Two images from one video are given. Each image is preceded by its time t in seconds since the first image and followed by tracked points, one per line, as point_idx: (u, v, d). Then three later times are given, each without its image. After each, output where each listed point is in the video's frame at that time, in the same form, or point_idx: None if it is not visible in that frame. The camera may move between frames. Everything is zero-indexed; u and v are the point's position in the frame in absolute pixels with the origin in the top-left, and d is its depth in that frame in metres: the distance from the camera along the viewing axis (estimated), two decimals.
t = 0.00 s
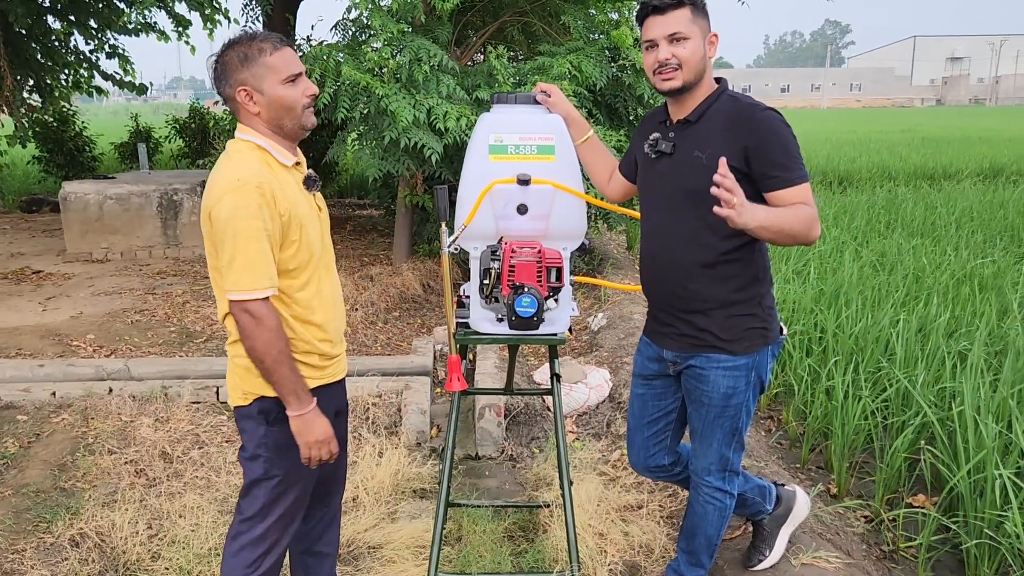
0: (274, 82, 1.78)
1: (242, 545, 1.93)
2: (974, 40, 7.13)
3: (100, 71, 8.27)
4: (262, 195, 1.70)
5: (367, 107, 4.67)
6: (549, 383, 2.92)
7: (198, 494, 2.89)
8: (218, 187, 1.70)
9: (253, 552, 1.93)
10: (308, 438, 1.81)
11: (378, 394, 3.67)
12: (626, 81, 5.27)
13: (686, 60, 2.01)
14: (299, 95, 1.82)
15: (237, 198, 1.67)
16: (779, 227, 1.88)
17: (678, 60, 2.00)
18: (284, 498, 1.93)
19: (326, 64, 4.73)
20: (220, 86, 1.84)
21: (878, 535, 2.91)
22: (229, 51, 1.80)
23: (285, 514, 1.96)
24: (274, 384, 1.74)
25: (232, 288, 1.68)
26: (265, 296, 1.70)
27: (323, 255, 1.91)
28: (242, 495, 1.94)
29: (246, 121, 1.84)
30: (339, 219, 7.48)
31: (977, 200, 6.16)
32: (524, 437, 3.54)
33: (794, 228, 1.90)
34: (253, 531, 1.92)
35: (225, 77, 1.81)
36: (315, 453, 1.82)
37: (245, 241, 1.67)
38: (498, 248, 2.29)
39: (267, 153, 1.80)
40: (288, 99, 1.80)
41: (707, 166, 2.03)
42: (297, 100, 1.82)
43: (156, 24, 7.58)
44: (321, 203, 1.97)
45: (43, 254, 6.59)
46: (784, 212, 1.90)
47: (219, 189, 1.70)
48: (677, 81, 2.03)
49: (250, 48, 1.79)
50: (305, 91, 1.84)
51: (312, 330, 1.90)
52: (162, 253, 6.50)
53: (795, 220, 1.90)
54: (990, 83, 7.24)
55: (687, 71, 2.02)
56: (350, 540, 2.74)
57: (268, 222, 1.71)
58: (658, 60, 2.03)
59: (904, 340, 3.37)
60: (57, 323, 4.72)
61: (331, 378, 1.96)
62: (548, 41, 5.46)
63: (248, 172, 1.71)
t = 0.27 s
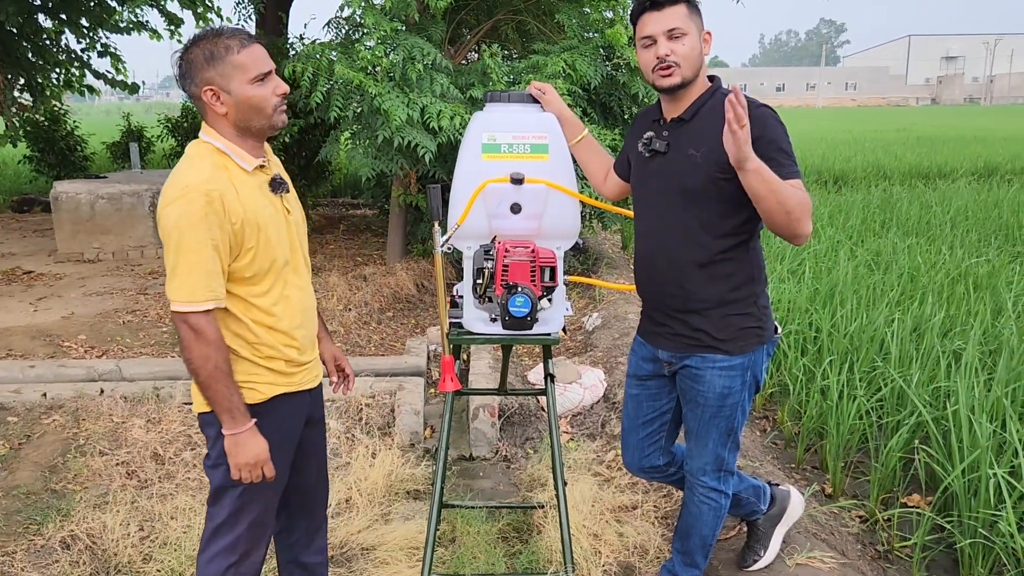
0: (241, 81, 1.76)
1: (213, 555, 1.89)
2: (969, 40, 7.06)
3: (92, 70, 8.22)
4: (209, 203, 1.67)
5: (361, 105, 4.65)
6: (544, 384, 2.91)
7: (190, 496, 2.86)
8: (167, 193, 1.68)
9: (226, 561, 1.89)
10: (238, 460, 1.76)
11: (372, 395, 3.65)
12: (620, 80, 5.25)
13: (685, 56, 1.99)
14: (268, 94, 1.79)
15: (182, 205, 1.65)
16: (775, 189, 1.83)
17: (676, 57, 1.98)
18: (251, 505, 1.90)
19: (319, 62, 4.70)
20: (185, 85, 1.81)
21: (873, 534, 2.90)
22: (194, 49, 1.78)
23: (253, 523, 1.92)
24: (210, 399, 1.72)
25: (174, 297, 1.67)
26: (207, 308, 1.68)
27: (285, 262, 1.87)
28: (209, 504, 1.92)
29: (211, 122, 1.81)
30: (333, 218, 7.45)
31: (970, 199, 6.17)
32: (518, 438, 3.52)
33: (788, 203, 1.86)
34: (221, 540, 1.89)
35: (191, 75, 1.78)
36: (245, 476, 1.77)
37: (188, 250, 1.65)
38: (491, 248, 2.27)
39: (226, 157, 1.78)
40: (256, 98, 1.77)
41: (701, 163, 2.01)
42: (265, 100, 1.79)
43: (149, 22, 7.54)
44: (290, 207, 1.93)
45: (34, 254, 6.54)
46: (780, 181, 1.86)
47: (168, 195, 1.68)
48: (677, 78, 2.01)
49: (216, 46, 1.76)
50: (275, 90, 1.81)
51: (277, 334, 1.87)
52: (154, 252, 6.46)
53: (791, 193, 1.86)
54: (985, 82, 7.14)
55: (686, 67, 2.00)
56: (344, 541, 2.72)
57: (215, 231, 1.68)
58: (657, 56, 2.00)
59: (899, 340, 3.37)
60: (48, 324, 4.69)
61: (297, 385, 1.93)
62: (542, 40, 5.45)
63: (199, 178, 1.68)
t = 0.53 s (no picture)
0: (220, 87, 1.75)
1: (196, 566, 1.89)
2: (966, 40, 7.06)
3: (88, 70, 8.20)
4: (171, 216, 1.66)
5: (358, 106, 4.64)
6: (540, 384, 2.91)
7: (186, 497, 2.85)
8: (130, 204, 1.67)
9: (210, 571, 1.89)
10: (192, 480, 1.75)
11: (369, 396, 3.64)
12: (617, 80, 5.25)
13: (685, 63, 1.99)
14: (248, 101, 1.78)
15: (143, 217, 1.64)
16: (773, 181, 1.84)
17: (677, 65, 1.98)
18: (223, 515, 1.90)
19: (315, 63, 4.70)
20: (161, 90, 1.79)
21: (870, 534, 2.90)
22: (171, 54, 1.77)
23: (228, 532, 1.92)
24: (166, 415, 1.72)
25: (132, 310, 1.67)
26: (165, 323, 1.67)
27: (253, 274, 1.86)
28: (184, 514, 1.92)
29: (188, 129, 1.79)
30: (330, 218, 7.44)
31: (967, 199, 6.18)
32: (516, 438, 3.52)
33: (786, 196, 1.86)
34: (198, 550, 1.89)
35: (169, 80, 1.77)
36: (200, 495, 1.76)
37: (147, 264, 1.64)
38: (488, 248, 2.27)
39: (195, 166, 1.77)
40: (236, 105, 1.76)
41: (700, 165, 2.01)
42: (245, 107, 1.78)
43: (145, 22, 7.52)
44: (262, 215, 1.91)
45: (30, 254, 6.52)
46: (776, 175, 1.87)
47: (131, 206, 1.67)
48: (680, 86, 2.00)
49: (195, 51, 1.75)
50: (256, 97, 1.80)
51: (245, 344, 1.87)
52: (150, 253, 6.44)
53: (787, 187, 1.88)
54: (981, 82, 7.11)
55: (686, 74, 2.00)
56: (341, 542, 2.71)
57: (177, 245, 1.67)
58: (658, 66, 2.00)
59: (896, 340, 3.38)
60: (44, 325, 4.67)
61: (266, 395, 1.93)
62: (539, 40, 5.45)
63: (162, 190, 1.67)
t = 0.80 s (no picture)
0: (221, 97, 1.75)
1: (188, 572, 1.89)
2: (966, 41, 7.04)
3: (90, 70, 8.21)
4: (163, 224, 1.65)
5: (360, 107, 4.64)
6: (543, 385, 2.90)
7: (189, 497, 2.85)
8: (120, 210, 1.65)
9: None
10: (171, 493, 1.75)
11: (372, 397, 3.64)
12: (620, 81, 5.25)
13: (693, 63, 1.99)
14: (248, 111, 1.79)
15: (134, 225, 1.63)
16: (768, 217, 1.85)
17: (685, 65, 1.98)
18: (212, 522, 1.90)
19: (318, 63, 4.70)
20: (158, 95, 1.78)
21: (874, 535, 2.90)
22: (169, 59, 1.75)
23: (217, 537, 1.92)
24: (148, 425, 1.71)
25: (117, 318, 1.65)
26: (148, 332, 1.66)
27: (241, 282, 1.87)
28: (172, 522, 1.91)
29: (184, 135, 1.79)
30: (332, 219, 7.44)
31: (970, 200, 6.16)
32: (518, 439, 3.51)
33: (782, 225, 1.88)
34: (189, 557, 1.88)
35: (167, 86, 1.75)
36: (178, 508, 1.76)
37: (135, 272, 1.63)
38: (491, 248, 2.27)
39: (189, 173, 1.76)
40: (235, 116, 1.76)
41: (704, 167, 2.01)
42: (244, 117, 1.78)
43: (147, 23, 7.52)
44: (252, 223, 1.92)
45: (32, 255, 6.53)
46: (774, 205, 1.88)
47: (121, 211, 1.65)
48: (688, 87, 2.00)
49: (196, 58, 1.74)
50: (255, 107, 1.81)
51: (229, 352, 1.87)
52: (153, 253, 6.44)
53: (784, 216, 1.88)
54: (983, 83, 7.11)
55: (694, 75, 2.00)
56: (344, 543, 2.71)
57: (167, 253, 1.66)
58: (666, 66, 1.99)
59: (899, 340, 3.37)
60: (46, 325, 4.67)
61: (252, 401, 1.93)
62: (541, 40, 5.44)
63: (156, 196, 1.66)
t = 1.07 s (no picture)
0: (230, 105, 1.75)
1: None
2: (969, 42, 7.08)
3: (94, 71, 8.23)
4: (167, 228, 1.65)
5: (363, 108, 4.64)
6: (546, 387, 2.90)
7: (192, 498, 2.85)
8: (124, 212, 1.66)
9: None
10: (171, 497, 1.75)
11: (374, 398, 3.63)
12: (623, 83, 5.25)
13: (700, 62, 1.99)
14: (256, 119, 1.79)
15: (138, 228, 1.63)
16: (775, 226, 1.86)
17: (694, 61, 1.98)
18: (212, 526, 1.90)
19: (321, 65, 4.71)
20: (165, 99, 1.78)
21: (877, 537, 2.89)
22: (178, 65, 1.75)
23: (217, 540, 1.92)
24: (148, 428, 1.71)
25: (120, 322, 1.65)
26: (148, 337, 1.66)
27: (243, 286, 1.87)
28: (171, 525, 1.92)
29: (190, 139, 1.79)
30: (335, 220, 7.44)
31: (973, 201, 6.15)
32: (521, 441, 3.51)
33: (789, 233, 1.89)
34: (188, 560, 1.88)
35: (175, 91, 1.75)
36: (176, 513, 1.76)
37: (138, 275, 1.63)
38: (495, 250, 2.26)
39: (195, 177, 1.77)
40: (243, 124, 1.77)
41: (709, 169, 2.01)
42: (253, 125, 1.79)
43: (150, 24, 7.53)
44: (255, 228, 1.93)
45: (36, 255, 6.54)
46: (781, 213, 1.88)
47: (125, 214, 1.65)
48: (694, 83, 2.00)
49: (206, 65, 1.74)
50: (264, 115, 1.81)
51: (229, 357, 1.87)
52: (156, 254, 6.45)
53: (791, 222, 1.89)
54: (986, 84, 7.14)
55: (702, 73, 2.00)
56: (347, 544, 2.70)
57: (170, 257, 1.66)
58: (674, 60, 2.00)
59: (902, 342, 3.36)
60: (50, 326, 4.68)
61: (251, 405, 1.93)
62: (544, 42, 5.45)
63: (161, 200, 1.67)
